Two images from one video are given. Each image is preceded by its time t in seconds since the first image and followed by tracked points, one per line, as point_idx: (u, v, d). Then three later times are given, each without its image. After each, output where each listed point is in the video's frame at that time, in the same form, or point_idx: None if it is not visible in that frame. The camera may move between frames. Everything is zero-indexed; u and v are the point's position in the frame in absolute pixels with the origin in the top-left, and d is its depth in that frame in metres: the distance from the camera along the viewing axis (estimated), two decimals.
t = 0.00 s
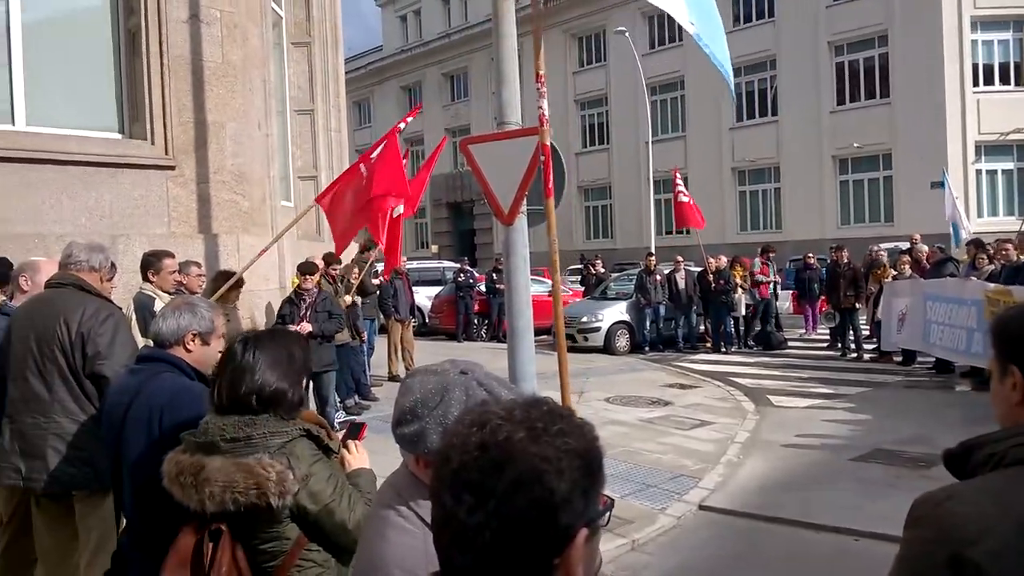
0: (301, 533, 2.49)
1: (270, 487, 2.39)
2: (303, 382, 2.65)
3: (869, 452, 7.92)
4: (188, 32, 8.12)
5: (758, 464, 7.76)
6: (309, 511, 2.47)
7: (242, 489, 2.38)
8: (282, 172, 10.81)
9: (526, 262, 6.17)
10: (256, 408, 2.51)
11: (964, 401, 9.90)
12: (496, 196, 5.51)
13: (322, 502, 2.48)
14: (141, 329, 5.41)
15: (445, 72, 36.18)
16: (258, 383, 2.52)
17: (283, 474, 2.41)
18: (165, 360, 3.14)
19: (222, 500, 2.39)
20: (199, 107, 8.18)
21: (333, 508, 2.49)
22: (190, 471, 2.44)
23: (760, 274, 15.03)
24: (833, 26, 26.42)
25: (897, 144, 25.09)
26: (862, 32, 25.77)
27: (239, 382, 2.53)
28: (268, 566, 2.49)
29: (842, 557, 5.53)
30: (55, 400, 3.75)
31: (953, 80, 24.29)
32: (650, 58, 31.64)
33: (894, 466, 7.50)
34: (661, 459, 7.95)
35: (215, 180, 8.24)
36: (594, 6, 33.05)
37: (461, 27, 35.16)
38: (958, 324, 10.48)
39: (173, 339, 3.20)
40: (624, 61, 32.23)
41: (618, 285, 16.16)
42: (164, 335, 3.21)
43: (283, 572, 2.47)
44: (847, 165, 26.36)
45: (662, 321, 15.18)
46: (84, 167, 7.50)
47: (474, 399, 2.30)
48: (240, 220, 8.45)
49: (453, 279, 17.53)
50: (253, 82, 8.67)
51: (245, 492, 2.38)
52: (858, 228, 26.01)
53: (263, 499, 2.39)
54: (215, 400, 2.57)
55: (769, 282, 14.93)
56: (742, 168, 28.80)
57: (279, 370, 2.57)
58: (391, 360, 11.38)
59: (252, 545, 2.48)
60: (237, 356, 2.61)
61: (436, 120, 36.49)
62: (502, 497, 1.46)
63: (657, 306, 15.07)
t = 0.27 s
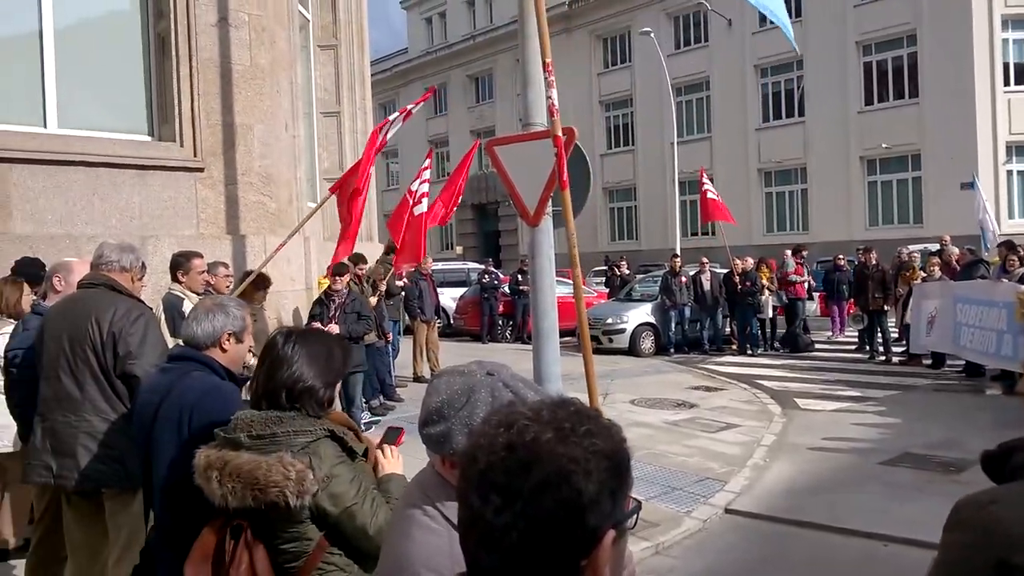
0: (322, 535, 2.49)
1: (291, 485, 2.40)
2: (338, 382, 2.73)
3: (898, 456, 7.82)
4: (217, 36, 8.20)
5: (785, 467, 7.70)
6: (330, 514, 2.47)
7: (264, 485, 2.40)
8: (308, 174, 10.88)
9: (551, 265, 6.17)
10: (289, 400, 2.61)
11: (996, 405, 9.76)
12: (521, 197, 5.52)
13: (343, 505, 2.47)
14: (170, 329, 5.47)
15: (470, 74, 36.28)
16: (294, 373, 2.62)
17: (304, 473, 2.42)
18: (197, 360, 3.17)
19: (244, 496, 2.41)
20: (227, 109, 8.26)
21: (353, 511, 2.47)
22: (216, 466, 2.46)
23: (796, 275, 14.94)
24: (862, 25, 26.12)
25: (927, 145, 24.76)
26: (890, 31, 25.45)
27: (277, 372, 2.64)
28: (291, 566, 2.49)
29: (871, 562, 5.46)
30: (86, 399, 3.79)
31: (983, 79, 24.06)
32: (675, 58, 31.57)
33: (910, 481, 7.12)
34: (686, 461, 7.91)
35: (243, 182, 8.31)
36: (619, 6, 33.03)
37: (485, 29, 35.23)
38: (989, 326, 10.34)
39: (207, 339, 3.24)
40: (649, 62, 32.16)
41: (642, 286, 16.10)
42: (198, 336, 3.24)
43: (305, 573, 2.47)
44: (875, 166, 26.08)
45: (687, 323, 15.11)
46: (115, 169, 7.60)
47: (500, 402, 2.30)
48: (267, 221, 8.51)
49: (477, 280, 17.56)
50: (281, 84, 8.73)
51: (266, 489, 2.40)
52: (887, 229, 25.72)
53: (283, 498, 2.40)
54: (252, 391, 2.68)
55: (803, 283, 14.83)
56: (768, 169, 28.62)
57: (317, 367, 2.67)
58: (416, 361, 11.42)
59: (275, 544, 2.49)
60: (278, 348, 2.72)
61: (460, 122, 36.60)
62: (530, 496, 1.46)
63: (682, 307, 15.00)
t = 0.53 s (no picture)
0: (343, 536, 2.49)
1: (312, 485, 2.40)
2: (369, 382, 2.75)
3: (926, 462, 7.72)
4: (244, 38, 8.27)
5: (811, 472, 7.63)
6: (351, 515, 2.47)
7: (285, 484, 2.40)
8: (333, 175, 10.94)
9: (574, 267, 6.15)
10: (322, 395, 2.62)
11: None
12: (545, 199, 5.50)
13: (365, 506, 2.47)
14: (197, 328, 5.52)
15: (494, 76, 36.33)
16: (327, 369, 2.65)
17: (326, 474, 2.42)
18: (227, 357, 3.19)
19: (266, 494, 2.42)
20: (254, 111, 8.32)
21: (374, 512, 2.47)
22: (242, 463, 2.48)
23: (830, 278, 14.58)
24: (890, 26, 25.83)
25: (957, 147, 24.46)
26: (919, 32, 25.16)
27: (312, 366, 2.66)
28: (312, 565, 2.49)
29: (898, 569, 5.40)
30: (116, 396, 3.84)
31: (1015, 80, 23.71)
32: (700, 60, 31.48)
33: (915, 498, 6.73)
34: (710, 465, 7.86)
35: (269, 183, 8.38)
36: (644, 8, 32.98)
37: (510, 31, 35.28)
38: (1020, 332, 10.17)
39: (241, 338, 3.26)
40: (674, 63, 32.05)
41: (666, 289, 16.03)
42: (231, 335, 3.25)
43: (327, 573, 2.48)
44: (903, 168, 25.80)
45: (711, 326, 15.02)
46: (144, 170, 7.68)
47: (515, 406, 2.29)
48: (293, 222, 8.57)
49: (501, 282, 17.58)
50: (306, 86, 8.79)
51: (288, 489, 2.40)
52: (915, 232, 25.43)
53: (304, 497, 2.40)
54: (284, 385, 2.70)
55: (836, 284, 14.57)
56: (794, 171, 28.43)
57: (348, 364, 2.69)
58: (438, 362, 11.44)
59: (297, 543, 2.49)
60: (311, 344, 2.74)
61: (484, 124, 36.70)
62: (553, 499, 1.45)
63: (706, 310, 14.92)
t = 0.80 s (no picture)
0: (371, 538, 2.49)
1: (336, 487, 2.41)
2: (401, 385, 2.74)
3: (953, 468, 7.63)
4: (269, 43, 8.33)
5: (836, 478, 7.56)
6: (379, 518, 2.47)
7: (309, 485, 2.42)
8: (357, 178, 11.01)
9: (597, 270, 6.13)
10: (354, 395, 2.63)
11: None
12: (567, 202, 5.47)
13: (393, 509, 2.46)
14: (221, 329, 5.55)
15: (515, 80, 36.41)
16: (359, 370, 2.65)
17: (334, 475, 2.43)
18: (254, 359, 3.22)
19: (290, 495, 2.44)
20: (279, 115, 8.38)
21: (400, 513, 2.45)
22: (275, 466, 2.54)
23: (865, 284, 14.52)
24: (917, 26, 25.57)
25: (984, 149, 24.17)
26: (945, 33, 24.91)
27: (345, 368, 2.67)
28: (341, 566, 2.50)
29: None
30: (141, 398, 3.86)
31: None
32: (722, 62, 31.37)
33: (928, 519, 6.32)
34: (734, 470, 7.81)
35: (293, 186, 8.44)
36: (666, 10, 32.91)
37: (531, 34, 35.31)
38: None
39: (271, 341, 3.28)
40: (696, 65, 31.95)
41: (688, 292, 15.96)
42: (261, 338, 3.27)
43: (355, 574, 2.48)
44: (929, 171, 25.53)
45: (733, 329, 14.94)
46: (170, 173, 7.75)
47: (529, 411, 2.27)
48: (317, 225, 8.63)
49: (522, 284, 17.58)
50: (330, 90, 8.84)
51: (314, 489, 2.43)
52: (942, 235, 25.16)
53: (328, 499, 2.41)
54: (316, 385, 2.72)
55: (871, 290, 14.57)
56: (818, 174, 28.26)
57: (379, 367, 2.69)
58: (460, 364, 11.46)
59: (326, 544, 2.50)
60: (345, 346, 2.76)
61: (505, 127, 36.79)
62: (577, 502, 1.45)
63: (729, 314, 14.84)
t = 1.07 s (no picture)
0: (398, 532, 2.52)
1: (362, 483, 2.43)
2: (429, 385, 2.76)
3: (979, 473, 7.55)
4: (294, 46, 8.41)
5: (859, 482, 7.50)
6: (409, 515, 2.51)
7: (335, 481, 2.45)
8: (379, 180, 11.09)
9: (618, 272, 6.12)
10: (384, 392, 2.65)
11: None
12: (588, 202, 5.46)
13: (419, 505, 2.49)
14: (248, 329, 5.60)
15: (537, 81, 36.45)
16: (388, 370, 2.66)
17: (333, 475, 2.49)
18: (280, 358, 3.25)
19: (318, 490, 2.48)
20: (303, 117, 8.44)
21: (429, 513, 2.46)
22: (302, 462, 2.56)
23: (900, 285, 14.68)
24: (943, 27, 25.34)
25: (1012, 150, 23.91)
26: (972, 32, 24.68)
27: (374, 366, 2.69)
28: (367, 562, 2.52)
29: None
30: (166, 395, 3.91)
31: None
32: (745, 62, 31.26)
33: (930, 531, 5.84)
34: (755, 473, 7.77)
35: (317, 188, 8.50)
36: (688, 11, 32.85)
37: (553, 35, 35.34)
38: None
39: (298, 340, 3.31)
40: (719, 66, 31.84)
41: (709, 294, 15.88)
42: (289, 336, 3.30)
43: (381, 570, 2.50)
44: (956, 172, 25.27)
45: (755, 332, 14.86)
46: (197, 175, 7.83)
47: (544, 414, 2.23)
48: (340, 226, 8.68)
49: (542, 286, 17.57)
50: (354, 92, 8.90)
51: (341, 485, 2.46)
52: (969, 237, 24.90)
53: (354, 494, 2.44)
54: (347, 382, 2.74)
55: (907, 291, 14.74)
56: (842, 175, 28.08)
57: (407, 365, 2.71)
58: (481, 365, 11.49)
59: (353, 538, 2.53)
60: (375, 345, 2.79)
61: (527, 128, 36.83)
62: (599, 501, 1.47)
63: (751, 316, 14.77)
